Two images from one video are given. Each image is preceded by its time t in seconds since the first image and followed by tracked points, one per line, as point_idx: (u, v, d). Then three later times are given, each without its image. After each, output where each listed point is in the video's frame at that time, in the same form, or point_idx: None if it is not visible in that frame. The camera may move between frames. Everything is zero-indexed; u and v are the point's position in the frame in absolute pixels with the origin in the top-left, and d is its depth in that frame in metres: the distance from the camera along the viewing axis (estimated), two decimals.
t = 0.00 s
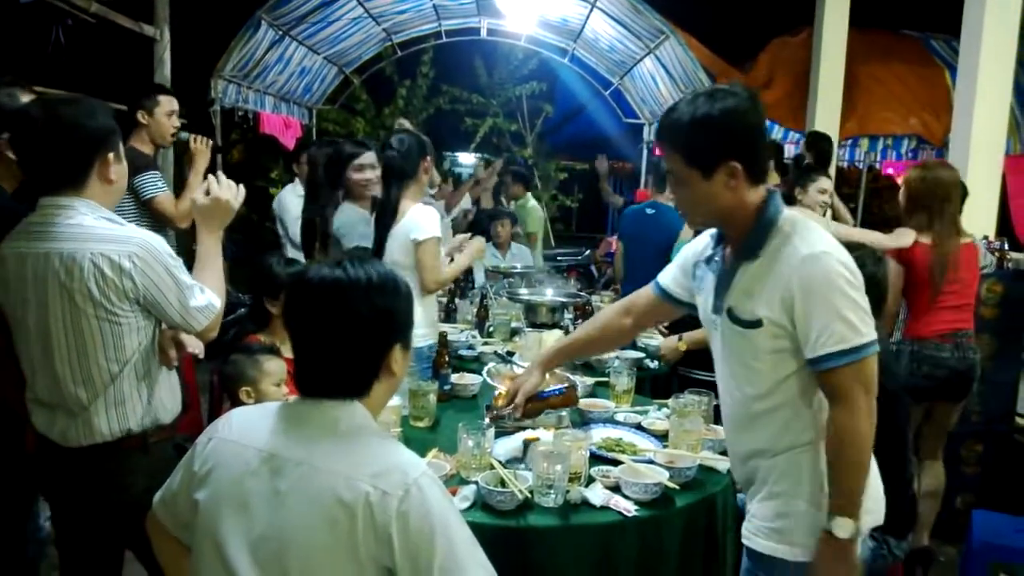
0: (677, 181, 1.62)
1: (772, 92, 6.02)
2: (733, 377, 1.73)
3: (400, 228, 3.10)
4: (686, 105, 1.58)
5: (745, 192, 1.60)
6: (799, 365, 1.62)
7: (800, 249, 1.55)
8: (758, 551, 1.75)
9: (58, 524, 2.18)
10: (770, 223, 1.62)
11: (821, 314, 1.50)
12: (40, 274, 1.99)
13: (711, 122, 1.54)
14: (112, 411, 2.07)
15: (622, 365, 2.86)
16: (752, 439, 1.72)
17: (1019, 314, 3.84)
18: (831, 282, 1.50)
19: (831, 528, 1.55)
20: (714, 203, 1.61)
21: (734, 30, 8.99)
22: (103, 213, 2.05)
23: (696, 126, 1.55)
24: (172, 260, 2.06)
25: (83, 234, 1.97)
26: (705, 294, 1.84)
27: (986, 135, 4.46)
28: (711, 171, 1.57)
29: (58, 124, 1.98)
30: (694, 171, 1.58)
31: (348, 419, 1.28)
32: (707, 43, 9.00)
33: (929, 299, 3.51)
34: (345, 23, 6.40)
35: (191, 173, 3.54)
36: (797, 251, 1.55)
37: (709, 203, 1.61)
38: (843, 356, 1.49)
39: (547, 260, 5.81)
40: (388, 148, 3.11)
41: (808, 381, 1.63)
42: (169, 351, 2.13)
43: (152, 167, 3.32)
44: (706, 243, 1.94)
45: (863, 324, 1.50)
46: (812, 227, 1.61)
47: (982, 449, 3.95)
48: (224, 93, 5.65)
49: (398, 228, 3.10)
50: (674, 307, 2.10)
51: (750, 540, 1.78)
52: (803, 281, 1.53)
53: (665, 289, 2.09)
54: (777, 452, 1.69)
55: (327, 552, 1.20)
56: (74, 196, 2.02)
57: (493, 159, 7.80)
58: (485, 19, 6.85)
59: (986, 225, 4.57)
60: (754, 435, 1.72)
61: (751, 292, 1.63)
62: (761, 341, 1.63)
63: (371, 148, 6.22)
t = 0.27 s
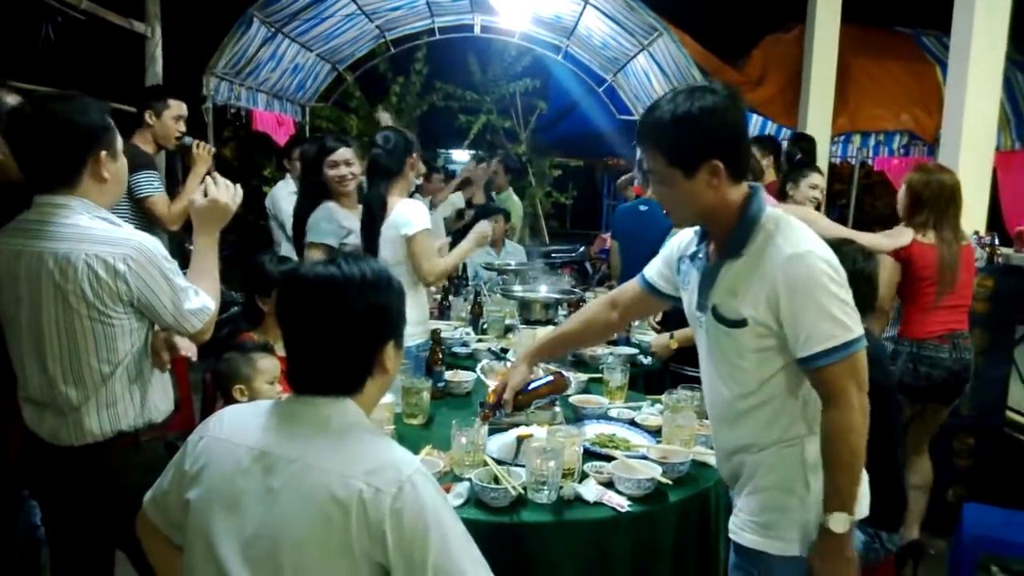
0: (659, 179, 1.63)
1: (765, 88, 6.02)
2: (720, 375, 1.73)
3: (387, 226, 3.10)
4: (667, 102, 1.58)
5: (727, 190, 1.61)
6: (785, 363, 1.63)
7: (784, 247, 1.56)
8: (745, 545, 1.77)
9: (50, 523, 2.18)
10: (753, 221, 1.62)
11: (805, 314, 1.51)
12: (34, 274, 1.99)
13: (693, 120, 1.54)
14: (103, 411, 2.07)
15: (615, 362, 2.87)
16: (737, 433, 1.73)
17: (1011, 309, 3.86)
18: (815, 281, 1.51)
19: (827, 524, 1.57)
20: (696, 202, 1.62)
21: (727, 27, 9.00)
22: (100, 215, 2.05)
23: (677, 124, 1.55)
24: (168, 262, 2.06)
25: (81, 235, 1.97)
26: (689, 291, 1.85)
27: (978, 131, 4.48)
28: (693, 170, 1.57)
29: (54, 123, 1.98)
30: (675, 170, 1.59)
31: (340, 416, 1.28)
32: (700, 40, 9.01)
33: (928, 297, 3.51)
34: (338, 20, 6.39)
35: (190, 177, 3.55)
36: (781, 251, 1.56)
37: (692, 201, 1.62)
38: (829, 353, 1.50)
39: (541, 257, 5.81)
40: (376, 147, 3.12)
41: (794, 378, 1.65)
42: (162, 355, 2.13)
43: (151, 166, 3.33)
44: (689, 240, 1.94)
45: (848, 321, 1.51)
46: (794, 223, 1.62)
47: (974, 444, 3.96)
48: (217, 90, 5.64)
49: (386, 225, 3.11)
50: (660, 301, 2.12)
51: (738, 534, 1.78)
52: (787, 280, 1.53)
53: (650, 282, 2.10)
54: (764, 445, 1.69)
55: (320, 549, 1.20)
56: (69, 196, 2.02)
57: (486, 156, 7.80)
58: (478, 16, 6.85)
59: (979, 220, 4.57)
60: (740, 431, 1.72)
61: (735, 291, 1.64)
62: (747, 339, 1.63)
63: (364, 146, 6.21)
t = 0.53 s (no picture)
0: (656, 178, 1.63)
1: (757, 88, 6.04)
2: (712, 373, 1.74)
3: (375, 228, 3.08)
4: (665, 101, 1.58)
5: (724, 191, 1.61)
6: (777, 363, 1.64)
7: (779, 248, 1.56)
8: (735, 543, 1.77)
9: (43, 522, 2.17)
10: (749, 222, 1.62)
11: (798, 316, 1.51)
12: (26, 273, 1.99)
13: (692, 119, 1.54)
14: (94, 411, 2.06)
15: (609, 361, 2.87)
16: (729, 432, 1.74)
17: (1003, 308, 3.88)
18: (809, 282, 1.51)
19: (772, 512, 1.55)
20: (692, 201, 1.62)
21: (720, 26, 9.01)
22: (94, 215, 2.04)
23: (676, 123, 1.55)
24: (159, 264, 2.05)
25: (74, 235, 1.97)
26: (683, 289, 1.86)
27: (971, 131, 4.49)
28: (690, 168, 1.57)
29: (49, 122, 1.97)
30: (672, 168, 1.59)
31: (335, 415, 1.28)
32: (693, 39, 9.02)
33: (917, 294, 3.52)
34: (332, 19, 6.38)
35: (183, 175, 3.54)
36: (776, 251, 1.56)
37: (689, 199, 1.62)
38: (819, 355, 1.50)
39: (534, 256, 5.81)
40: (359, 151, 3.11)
41: (786, 378, 1.65)
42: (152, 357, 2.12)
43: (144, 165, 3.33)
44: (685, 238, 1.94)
45: (841, 324, 1.51)
46: (790, 224, 1.61)
47: (966, 443, 3.98)
48: (210, 89, 5.62)
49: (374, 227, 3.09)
50: (653, 297, 2.12)
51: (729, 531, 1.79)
52: (781, 280, 1.53)
53: (644, 279, 2.10)
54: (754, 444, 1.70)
55: (314, 548, 1.20)
56: (63, 195, 2.01)
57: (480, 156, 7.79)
58: (472, 15, 6.84)
59: (970, 219, 4.59)
60: (731, 430, 1.73)
61: (729, 291, 1.64)
62: (740, 339, 1.64)
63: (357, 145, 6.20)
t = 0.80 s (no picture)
0: (662, 174, 1.63)
1: (758, 87, 6.04)
2: (716, 374, 1.74)
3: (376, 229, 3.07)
4: (673, 96, 1.58)
5: (730, 188, 1.61)
6: (780, 365, 1.63)
7: (784, 249, 1.55)
8: (738, 544, 1.77)
9: (46, 520, 2.16)
10: (754, 221, 1.62)
11: (802, 318, 1.51)
12: (27, 270, 1.99)
13: (697, 116, 1.54)
14: (94, 409, 2.06)
15: (609, 360, 2.87)
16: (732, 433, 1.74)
17: (1005, 308, 3.88)
18: (814, 285, 1.50)
19: (786, 521, 1.54)
20: (697, 198, 1.62)
21: (720, 26, 9.02)
22: (95, 213, 2.04)
23: (681, 119, 1.55)
24: (156, 262, 2.05)
25: (72, 233, 1.96)
26: (688, 287, 1.86)
27: (972, 131, 4.49)
28: (696, 164, 1.57)
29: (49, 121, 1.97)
30: (678, 164, 1.59)
31: (338, 414, 1.28)
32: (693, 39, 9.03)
33: (919, 292, 3.53)
34: (333, 19, 6.38)
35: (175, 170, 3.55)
36: (783, 252, 1.55)
37: (693, 196, 1.62)
38: (822, 359, 1.49)
39: (535, 255, 5.81)
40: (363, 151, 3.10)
41: (790, 380, 1.65)
42: (150, 355, 2.11)
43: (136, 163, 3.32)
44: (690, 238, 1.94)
45: (846, 327, 1.50)
46: (798, 224, 1.61)
47: (969, 443, 3.98)
48: (211, 89, 5.62)
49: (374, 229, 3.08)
50: (653, 292, 2.12)
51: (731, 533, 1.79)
52: (786, 281, 1.53)
53: (647, 273, 2.10)
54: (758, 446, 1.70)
55: (316, 548, 1.20)
56: (65, 194, 2.02)
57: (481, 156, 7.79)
58: (472, 15, 6.84)
59: (971, 220, 4.59)
60: (734, 430, 1.73)
61: (734, 292, 1.64)
62: (745, 340, 1.63)
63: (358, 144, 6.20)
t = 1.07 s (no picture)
0: (665, 178, 1.63)
1: (760, 87, 6.03)
2: (722, 376, 1.73)
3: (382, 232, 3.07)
4: (675, 98, 1.58)
5: (735, 190, 1.60)
6: (787, 368, 1.63)
7: (792, 253, 1.55)
8: (745, 545, 1.77)
9: (49, 520, 2.17)
10: (758, 222, 1.62)
11: (811, 321, 1.50)
12: (28, 270, 1.99)
13: (698, 118, 1.54)
14: (95, 410, 2.06)
15: (613, 361, 2.87)
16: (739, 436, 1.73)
17: (1009, 308, 3.87)
18: (822, 288, 1.49)
19: (824, 532, 1.56)
20: (701, 201, 1.62)
21: (723, 27, 9.01)
22: (95, 212, 2.04)
23: (683, 122, 1.55)
24: (155, 261, 2.04)
25: (72, 232, 1.96)
26: (692, 289, 1.85)
27: (976, 131, 4.48)
28: (700, 167, 1.57)
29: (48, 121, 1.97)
30: (682, 168, 1.59)
31: (341, 416, 1.28)
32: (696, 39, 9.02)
33: (925, 297, 3.51)
34: (335, 20, 6.38)
35: (177, 171, 3.55)
36: (788, 256, 1.54)
37: (697, 198, 1.61)
38: (832, 363, 1.49)
39: (538, 256, 5.81)
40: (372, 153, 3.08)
41: (796, 383, 1.64)
42: (150, 355, 2.10)
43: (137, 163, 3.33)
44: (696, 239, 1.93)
45: (855, 330, 1.50)
46: (804, 227, 1.61)
47: (972, 444, 3.97)
48: (214, 90, 5.62)
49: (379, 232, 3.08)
50: (656, 291, 2.11)
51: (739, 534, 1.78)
52: (792, 284, 1.52)
53: (649, 272, 2.09)
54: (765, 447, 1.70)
55: (318, 549, 1.19)
56: (66, 194, 2.02)
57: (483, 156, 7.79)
58: (475, 16, 6.84)
59: (975, 220, 4.58)
60: (742, 432, 1.73)
61: (740, 295, 1.63)
62: (751, 343, 1.63)
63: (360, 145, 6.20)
